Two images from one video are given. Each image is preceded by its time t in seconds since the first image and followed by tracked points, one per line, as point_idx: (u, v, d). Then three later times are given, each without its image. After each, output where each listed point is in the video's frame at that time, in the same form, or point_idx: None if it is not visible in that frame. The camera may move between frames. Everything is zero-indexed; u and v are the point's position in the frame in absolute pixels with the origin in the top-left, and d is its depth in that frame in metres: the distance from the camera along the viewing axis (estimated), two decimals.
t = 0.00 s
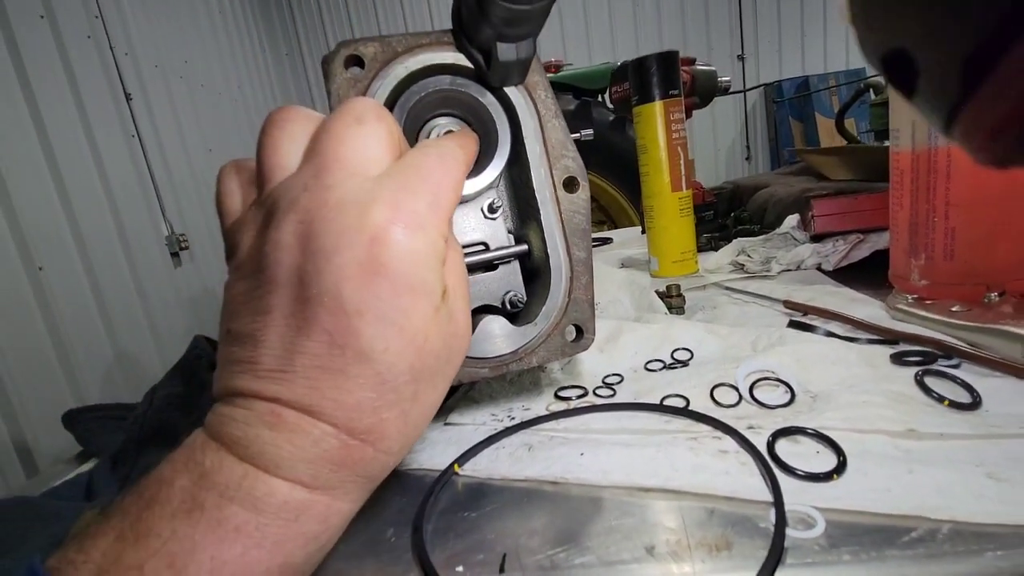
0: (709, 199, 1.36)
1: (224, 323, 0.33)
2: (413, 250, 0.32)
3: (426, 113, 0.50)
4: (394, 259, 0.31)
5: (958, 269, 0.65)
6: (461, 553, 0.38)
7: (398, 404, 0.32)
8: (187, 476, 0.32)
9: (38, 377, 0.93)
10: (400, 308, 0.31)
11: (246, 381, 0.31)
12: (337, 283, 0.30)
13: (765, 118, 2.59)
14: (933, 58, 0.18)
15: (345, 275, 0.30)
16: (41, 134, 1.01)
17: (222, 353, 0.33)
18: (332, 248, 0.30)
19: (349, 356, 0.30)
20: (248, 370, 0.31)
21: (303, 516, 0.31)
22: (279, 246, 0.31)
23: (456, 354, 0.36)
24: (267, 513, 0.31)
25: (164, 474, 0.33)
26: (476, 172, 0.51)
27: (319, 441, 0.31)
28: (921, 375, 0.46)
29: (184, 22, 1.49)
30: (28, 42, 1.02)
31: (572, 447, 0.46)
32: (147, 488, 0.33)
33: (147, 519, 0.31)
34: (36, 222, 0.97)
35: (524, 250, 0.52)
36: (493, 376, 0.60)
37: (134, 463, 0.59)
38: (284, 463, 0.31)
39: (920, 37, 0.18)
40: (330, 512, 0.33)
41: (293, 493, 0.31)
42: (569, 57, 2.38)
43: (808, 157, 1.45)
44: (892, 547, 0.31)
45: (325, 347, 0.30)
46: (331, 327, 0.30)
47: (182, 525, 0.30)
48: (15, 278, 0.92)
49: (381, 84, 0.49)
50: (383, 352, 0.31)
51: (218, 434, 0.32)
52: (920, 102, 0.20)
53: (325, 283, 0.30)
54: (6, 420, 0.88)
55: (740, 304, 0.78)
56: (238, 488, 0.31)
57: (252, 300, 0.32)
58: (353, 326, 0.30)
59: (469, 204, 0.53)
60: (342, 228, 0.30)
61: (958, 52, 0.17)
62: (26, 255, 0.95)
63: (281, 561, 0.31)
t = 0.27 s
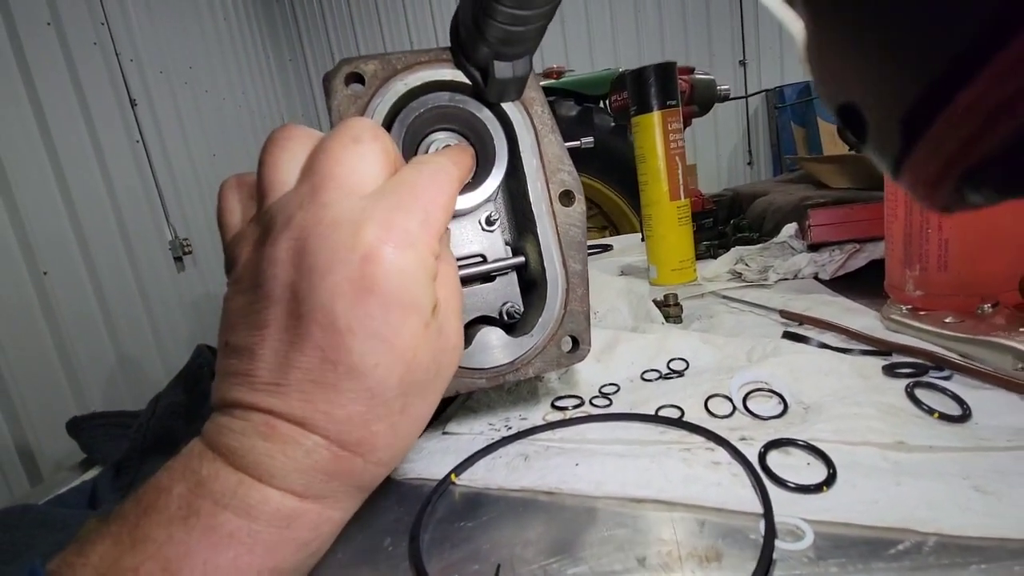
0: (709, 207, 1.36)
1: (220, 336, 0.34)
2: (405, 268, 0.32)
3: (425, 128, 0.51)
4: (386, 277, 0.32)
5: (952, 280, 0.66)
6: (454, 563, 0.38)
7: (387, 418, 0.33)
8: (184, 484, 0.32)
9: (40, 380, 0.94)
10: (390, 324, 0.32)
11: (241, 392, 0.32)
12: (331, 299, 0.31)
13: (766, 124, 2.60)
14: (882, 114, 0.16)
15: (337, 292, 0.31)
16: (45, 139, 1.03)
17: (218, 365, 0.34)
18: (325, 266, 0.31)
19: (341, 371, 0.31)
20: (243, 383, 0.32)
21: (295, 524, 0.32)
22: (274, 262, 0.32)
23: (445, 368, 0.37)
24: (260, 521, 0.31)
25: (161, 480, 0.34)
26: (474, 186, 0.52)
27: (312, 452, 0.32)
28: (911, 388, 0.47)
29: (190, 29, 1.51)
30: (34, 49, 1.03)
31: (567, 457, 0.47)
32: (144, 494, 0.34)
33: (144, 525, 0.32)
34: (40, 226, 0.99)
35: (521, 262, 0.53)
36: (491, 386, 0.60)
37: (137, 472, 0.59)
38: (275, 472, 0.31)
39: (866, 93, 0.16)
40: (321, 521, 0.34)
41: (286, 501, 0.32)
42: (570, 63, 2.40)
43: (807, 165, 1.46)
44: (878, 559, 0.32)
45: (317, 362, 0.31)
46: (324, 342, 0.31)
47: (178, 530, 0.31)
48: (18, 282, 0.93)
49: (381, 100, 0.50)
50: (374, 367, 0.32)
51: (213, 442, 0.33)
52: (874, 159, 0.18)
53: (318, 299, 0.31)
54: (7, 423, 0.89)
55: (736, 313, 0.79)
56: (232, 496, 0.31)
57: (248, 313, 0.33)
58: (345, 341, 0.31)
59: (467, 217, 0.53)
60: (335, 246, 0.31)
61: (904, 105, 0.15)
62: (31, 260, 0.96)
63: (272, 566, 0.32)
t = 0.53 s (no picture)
0: (708, 210, 1.36)
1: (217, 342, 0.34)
2: (398, 275, 0.32)
3: (420, 131, 0.51)
4: (379, 284, 0.31)
5: (952, 283, 0.65)
6: (450, 569, 0.38)
7: (382, 425, 0.33)
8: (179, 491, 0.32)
9: (41, 383, 0.94)
10: (384, 332, 0.32)
11: (236, 399, 0.32)
12: (323, 308, 0.31)
13: (766, 127, 2.61)
14: (874, 119, 0.16)
15: (330, 300, 0.31)
16: (47, 142, 1.03)
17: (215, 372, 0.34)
18: (317, 274, 0.31)
19: (334, 379, 0.31)
20: (238, 391, 0.32)
21: (289, 532, 0.32)
22: (268, 269, 0.32)
23: (440, 376, 0.36)
24: (256, 528, 0.31)
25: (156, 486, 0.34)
26: (470, 189, 0.52)
27: (305, 459, 0.32)
28: (910, 392, 0.46)
29: (191, 32, 1.52)
30: (36, 53, 1.03)
31: (564, 462, 0.46)
32: (138, 501, 0.34)
33: (139, 532, 0.32)
34: (42, 229, 0.99)
35: (518, 265, 0.53)
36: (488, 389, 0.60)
37: (135, 477, 0.59)
38: (271, 481, 0.31)
39: (859, 96, 0.16)
40: (314, 528, 0.34)
41: (281, 509, 0.32)
42: (570, 67, 2.41)
43: (806, 168, 1.46)
44: (877, 566, 0.31)
45: (311, 370, 0.31)
46: (317, 351, 0.31)
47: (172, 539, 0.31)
48: (19, 285, 0.93)
49: (377, 104, 0.50)
50: (368, 375, 0.32)
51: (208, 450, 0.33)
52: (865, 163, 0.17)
53: (311, 307, 0.31)
54: (8, 426, 0.89)
55: (735, 317, 0.78)
56: (226, 504, 0.31)
57: (245, 319, 0.33)
58: (338, 350, 0.31)
59: (464, 219, 0.53)
60: (328, 253, 0.31)
61: (894, 109, 0.15)
62: (32, 262, 0.96)
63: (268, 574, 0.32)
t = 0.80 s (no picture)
0: (711, 213, 1.37)
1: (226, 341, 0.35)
2: (396, 278, 0.32)
3: (428, 135, 0.52)
4: (377, 287, 0.32)
5: (956, 286, 0.65)
6: (460, 568, 0.38)
7: (381, 423, 0.34)
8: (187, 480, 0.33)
9: (44, 383, 0.95)
10: (382, 334, 0.32)
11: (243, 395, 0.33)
12: (322, 309, 0.31)
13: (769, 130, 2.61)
14: (886, 123, 0.16)
15: (328, 302, 0.31)
16: (51, 145, 1.04)
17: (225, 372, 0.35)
18: (317, 277, 0.31)
19: (333, 378, 0.32)
20: (244, 387, 0.33)
21: (291, 520, 0.33)
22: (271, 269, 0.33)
23: (440, 375, 0.37)
24: (260, 519, 0.32)
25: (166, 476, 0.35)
26: (477, 191, 0.53)
27: (306, 453, 0.33)
28: (915, 394, 0.47)
29: (195, 37, 1.53)
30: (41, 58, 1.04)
31: (571, 463, 0.47)
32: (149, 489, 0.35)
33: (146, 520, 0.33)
34: (45, 231, 0.99)
35: (525, 268, 0.53)
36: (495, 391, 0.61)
37: (142, 476, 0.59)
38: (277, 471, 0.32)
39: (871, 101, 0.16)
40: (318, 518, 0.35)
41: (284, 499, 0.33)
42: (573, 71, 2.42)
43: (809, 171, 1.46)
44: (883, 566, 0.32)
45: (310, 369, 0.32)
46: (316, 352, 0.31)
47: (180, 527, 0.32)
48: (23, 286, 0.94)
49: (387, 108, 0.51)
50: (366, 376, 0.32)
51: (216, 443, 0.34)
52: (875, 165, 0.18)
53: (310, 309, 0.31)
54: (10, 426, 0.89)
55: (739, 319, 0.79)
56: (233, 492, 0.32)
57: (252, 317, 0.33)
58: (337, 351, 0.31)
59: (472, 222, 0.54)
60: (327, 257, 0.31)
61: (906, 115, 0.16)
62: (36, 265, 0.97)
63: (272, 560, 0.33)
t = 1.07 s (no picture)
0: (709, 217, 1.37)
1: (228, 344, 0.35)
2: (401, 279, 0.33)
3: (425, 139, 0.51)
4: (383, 287, 0.32)
5: (955, 290, 0.65)
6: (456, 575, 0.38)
7: (385, 424, 0.33)
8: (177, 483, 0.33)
9: (42, 385, 0.94)
10: (387, 334, 0.32)
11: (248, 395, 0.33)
12: (328, 309, 0.31)
13: (767, 133, 2.62)
14: (875, 133, 0.16)
15: (334, 301, 0.31)
16: (51, 148, 1.03)
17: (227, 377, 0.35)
18: (322, 276, 0.31)
19: (337, 378, 0.31)
20: (244, 386, 0.33)
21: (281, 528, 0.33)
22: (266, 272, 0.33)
23: (443, 376, 0.37)
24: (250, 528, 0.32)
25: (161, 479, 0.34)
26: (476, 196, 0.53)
27: (310, 454, 0.32)
28: (913, 400, 0.47)
29: (196, 40, 1.53)
30: (42, 60, 1.04)
31: (568, 469, 0.47)
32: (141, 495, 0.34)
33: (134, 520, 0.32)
34: (45, 234, 0.99)
35: (522, 274, 0.53)
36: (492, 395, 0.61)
37: (136, 481, 0.59)
38: (283, 470, 0.32)
39: (861, 109, 0.16)
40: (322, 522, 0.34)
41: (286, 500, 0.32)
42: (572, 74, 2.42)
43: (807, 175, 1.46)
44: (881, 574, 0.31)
45: (315, 369, 0.31)
46: (319, 351, 0.31)
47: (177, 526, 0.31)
48: (22, 289, 0.94)
49: (384, 112, 0.51)
50: (370, 375, 0.32)
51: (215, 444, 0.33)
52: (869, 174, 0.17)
53: (316, 308, 0.31)
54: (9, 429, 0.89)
55: (738, 323, 0.78)
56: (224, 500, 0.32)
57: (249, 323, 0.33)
58: (342, 351, 0.31)
59: (470, 227, 0.54)
60: (334, 256, 0.31)
61: (898, 122, 0.15)
62: (36, 267, 0.97)
63: (271, 565, 0.32)
